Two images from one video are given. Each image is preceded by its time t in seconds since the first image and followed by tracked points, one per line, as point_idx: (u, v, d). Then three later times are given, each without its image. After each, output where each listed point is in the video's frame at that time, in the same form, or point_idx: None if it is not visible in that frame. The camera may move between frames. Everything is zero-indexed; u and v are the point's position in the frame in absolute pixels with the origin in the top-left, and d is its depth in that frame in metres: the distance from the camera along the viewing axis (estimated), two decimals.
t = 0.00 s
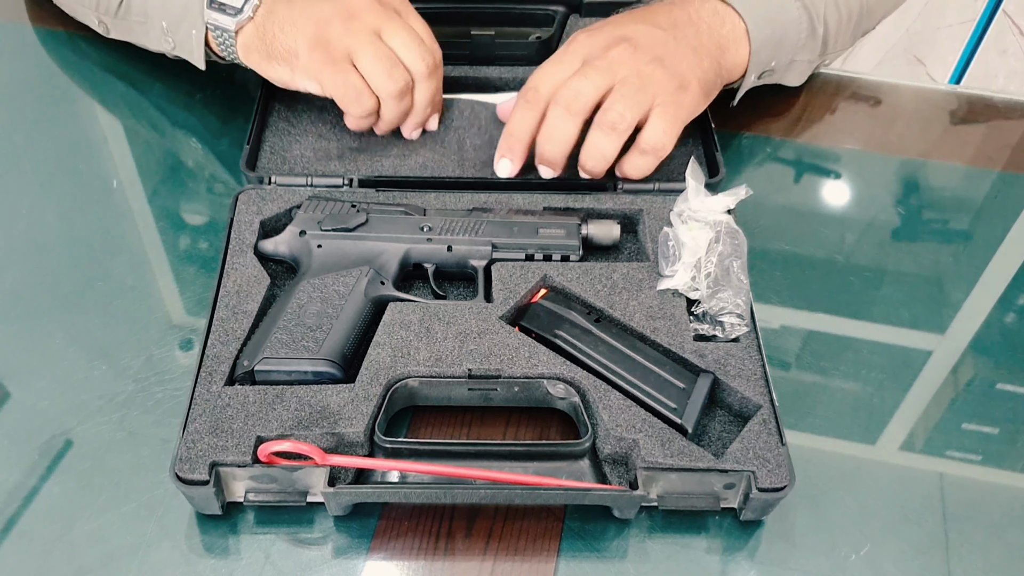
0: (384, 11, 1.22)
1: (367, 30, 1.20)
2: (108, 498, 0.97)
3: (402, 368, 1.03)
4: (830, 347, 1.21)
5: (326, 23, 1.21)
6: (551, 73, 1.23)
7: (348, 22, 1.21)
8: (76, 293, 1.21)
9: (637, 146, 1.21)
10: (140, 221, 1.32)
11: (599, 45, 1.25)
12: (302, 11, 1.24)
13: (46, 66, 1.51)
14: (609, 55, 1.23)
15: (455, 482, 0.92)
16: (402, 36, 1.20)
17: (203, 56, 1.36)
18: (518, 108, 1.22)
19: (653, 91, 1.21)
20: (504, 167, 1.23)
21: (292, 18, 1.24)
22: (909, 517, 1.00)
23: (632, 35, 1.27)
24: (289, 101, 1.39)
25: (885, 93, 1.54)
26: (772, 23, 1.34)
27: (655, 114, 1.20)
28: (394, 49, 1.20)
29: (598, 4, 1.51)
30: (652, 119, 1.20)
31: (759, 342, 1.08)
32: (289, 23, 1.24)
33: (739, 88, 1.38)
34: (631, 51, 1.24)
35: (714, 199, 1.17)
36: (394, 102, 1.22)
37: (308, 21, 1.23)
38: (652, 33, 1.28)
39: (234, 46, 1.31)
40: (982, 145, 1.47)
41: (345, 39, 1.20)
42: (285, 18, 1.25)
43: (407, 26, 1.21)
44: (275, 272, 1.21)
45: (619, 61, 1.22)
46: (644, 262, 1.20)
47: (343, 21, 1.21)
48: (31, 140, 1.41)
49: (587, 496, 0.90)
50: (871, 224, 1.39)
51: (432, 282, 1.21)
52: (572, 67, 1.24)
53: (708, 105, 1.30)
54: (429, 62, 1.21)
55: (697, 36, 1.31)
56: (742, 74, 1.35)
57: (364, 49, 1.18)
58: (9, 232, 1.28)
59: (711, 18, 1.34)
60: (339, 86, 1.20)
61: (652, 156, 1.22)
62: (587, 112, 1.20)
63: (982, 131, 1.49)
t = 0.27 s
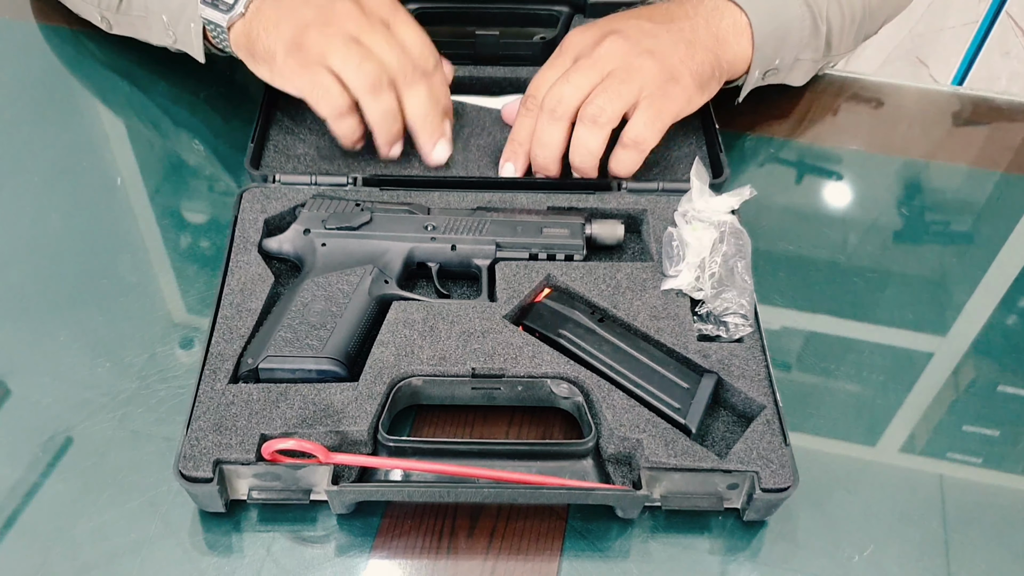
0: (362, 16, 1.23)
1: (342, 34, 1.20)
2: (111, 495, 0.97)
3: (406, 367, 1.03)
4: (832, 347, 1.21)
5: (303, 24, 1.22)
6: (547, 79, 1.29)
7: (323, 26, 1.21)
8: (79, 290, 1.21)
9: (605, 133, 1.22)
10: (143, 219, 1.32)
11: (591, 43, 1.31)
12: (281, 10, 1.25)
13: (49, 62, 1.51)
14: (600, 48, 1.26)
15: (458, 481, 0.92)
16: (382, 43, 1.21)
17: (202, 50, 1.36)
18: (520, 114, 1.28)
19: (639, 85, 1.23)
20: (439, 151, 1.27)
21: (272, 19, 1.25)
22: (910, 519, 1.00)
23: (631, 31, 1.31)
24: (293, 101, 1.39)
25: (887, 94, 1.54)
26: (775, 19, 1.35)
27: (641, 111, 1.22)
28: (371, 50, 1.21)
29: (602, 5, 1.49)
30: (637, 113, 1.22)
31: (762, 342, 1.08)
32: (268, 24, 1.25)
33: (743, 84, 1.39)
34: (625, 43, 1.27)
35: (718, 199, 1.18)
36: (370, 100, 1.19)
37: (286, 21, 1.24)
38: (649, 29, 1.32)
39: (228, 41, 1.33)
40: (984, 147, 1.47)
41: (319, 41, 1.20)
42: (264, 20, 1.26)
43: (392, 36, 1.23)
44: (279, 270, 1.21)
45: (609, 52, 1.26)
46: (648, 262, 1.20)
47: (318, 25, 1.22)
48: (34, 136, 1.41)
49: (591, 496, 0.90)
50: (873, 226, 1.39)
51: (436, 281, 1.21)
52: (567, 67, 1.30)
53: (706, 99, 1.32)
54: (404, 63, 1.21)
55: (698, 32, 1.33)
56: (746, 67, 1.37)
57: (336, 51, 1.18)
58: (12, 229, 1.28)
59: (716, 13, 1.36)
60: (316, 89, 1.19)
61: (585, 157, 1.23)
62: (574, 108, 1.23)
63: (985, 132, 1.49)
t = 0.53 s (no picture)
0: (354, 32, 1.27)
1: (332, 53, 1.23)
2: (111, 492, 0.97)
3: (407, 364, 1.03)
4: (832, 345, 1.21)
5: (294, 36, 1.25)
6: (557, 73, 1.29)
7: (315, 40, 1.25)
8: (79, 288, 1.21)
9: (612, 128, 1.23)
10: (142, 216, 1.32)
11: (599, 31, 1.31)
12: (273, 21, 1.27)
13: (50, 60, 1.51)
14: (614, 37, 1.28)
15: (459, 478, 0.92)
16: (372, 62, 1.24)
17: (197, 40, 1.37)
18: (535, 109, 1.29)
19: (653, 74, 1.25)
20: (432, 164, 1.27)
21: (262, 27, 1.28)
22: (909, 516, 1.00)
23: (639, 18, 1.32)
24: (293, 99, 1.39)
25: (887, 91, 1.55)
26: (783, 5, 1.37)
27: (653, 102, 1.25)
28: (361, 71, 1.24)
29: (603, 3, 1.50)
30: (649, 109, 1.24)
31: (763, 339, 1.08)
32: (262, 32, 1.28)
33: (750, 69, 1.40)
34: (638, 32, 1.28)
35: (719, 196, 1.19)
36: (353, 122, 1.21)
37: (275, 31, 1.27)
38: (658, 15, 1.33)
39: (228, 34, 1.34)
40: (984, 145, 1.47)
41: (309, 56, 1.23)
42: (256, 28, 1.28)
43: (382, 56, 1.26)
44: (279, 268, 1.21)
45: (624, 41, 1.27)
46: (648, 259, 1.20)
47: (308, 41, 1.25)
48: (35, 134, 1.41)
49: (591, 493, 0.90)
50: (873, 223, 1.39)
51: (436, 278, 1.21)
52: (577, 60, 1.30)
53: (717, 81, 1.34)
54: (393, 84, 1.24)
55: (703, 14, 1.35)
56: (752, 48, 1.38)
57: (324, 66, 1.21)
58: (12, 227, 1.28)
59: None
60: (301, 101, 1.22)
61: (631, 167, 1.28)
62: (588, 106, 1.25)
63: (985, 131, 1.50)
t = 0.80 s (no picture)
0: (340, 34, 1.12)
1: (287, 72, 0.98)
2: (113, 490, 0.97)
3: (409, 363, 1.03)
4: (834, 346, 1.21)
5: (252, 51, 1.04)
6: (582, 66, 0.98)
7: (278, 61, 1.01)
8: (81, 286, 1.21)
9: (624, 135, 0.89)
10: (145, 215, 1.32)
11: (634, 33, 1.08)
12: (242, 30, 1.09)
13: (53, 58, 1.52)
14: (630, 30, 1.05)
15: (461, 478, 0.92)
16: (309, 62, 1.01)
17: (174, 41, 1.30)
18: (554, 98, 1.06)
19: (683, 85, 0.97)
20: (384, 172, 0.85)
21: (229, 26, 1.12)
22: (910, 519, 1.00)
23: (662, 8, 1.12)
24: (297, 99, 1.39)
25: (891, 93, 1.54)
26: None
27: (665, 98, 0.93)
28: (314, 80, 0.97)
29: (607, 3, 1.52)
30: (654, 104, 0.93)
31: (765, 340, 1.08)
32: (224, 40, 1.11)
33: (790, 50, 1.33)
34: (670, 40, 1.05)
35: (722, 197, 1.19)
36: (291, 127, 0.91)
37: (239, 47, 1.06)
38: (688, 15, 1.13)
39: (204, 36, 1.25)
40: (984, 150, 1.48)
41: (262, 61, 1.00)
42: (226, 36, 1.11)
43: (325, 61, 1.02)
44: (282, 267, 1.21)
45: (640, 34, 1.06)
46: (651, 260, 1.20)
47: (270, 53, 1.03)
48: (37, 132, 1.41)
49: (593, 494, 0.90)
50: (875, 225, 1.39)
51: (439, 277, 1.21)
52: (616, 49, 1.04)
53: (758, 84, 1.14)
54: (349, 95, 0.95)
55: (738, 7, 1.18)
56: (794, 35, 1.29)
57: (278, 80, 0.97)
58: (14, 225, 1.28)
59: None
60: (233, 110, 0.95)
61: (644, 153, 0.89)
62: (575, 105, 0.94)
63: (988, 132, 1.50)
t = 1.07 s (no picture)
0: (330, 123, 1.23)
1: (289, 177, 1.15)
2: (114, 489, 0.98)
3: (410, 363, 1.03)
4: (835, 348, 1.21)
5: (252, 149, 1.18)
6: (572, 192, 1.18)
7: (273, 163, 1.16)
8: (82, 286, 1.21)
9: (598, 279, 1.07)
10: (147, 215, 1.32)
11: (619, 144, 1.22)
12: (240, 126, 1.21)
13: (55, 58, 1.52)
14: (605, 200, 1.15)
15: (461, 478, 0.92)
16: (325, 194, 1.13)
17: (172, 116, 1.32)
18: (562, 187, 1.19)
19: (653, 209, 1.14)
20: (376, 297, 1.03)
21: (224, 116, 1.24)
22: (910, 520, 1.00)
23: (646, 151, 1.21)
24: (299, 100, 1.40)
25: (891, 96, 1.54)
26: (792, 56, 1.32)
27: (632, 243, 1.09)
28: (314, 203, 1.13)
29: (608, 5, 1.52)
30: (631, 246, 1.09)
31: (766, 342, 1.08)
32: (225, 135, 1.21)
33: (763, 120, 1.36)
34: (648, 154, 1.21)
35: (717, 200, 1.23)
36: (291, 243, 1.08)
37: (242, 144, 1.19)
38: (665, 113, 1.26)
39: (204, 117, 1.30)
40: (987, 150, 1.47)
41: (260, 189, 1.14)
42: (223, 128, 1.22)
43: (340, 185, 1.15)
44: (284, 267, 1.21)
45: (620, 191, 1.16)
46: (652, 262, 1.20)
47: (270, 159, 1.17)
48: (39, 131, 1.42)
49: (594, 494, 0.90)
50: (876, 227, 1.39)
51: (440, 279, 1.20)
52: (587, 187, 1.19)
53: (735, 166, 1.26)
54: (343, 211, 1.11)
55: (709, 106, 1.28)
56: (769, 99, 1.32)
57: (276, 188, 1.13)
58: (16, 224, 1.28)
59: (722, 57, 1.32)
60: (240, 215, 1.12)
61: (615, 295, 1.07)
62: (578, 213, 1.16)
63: (989, 134, 1.49)
